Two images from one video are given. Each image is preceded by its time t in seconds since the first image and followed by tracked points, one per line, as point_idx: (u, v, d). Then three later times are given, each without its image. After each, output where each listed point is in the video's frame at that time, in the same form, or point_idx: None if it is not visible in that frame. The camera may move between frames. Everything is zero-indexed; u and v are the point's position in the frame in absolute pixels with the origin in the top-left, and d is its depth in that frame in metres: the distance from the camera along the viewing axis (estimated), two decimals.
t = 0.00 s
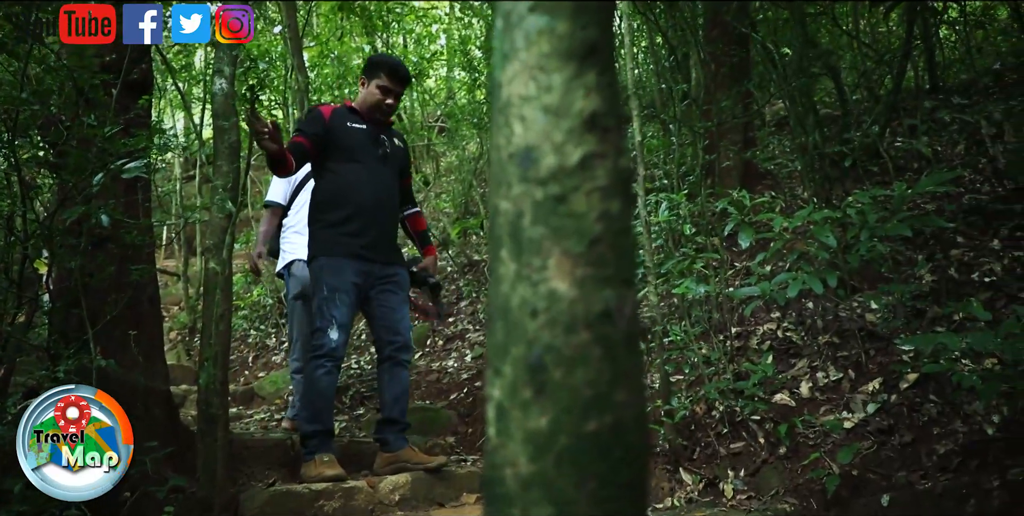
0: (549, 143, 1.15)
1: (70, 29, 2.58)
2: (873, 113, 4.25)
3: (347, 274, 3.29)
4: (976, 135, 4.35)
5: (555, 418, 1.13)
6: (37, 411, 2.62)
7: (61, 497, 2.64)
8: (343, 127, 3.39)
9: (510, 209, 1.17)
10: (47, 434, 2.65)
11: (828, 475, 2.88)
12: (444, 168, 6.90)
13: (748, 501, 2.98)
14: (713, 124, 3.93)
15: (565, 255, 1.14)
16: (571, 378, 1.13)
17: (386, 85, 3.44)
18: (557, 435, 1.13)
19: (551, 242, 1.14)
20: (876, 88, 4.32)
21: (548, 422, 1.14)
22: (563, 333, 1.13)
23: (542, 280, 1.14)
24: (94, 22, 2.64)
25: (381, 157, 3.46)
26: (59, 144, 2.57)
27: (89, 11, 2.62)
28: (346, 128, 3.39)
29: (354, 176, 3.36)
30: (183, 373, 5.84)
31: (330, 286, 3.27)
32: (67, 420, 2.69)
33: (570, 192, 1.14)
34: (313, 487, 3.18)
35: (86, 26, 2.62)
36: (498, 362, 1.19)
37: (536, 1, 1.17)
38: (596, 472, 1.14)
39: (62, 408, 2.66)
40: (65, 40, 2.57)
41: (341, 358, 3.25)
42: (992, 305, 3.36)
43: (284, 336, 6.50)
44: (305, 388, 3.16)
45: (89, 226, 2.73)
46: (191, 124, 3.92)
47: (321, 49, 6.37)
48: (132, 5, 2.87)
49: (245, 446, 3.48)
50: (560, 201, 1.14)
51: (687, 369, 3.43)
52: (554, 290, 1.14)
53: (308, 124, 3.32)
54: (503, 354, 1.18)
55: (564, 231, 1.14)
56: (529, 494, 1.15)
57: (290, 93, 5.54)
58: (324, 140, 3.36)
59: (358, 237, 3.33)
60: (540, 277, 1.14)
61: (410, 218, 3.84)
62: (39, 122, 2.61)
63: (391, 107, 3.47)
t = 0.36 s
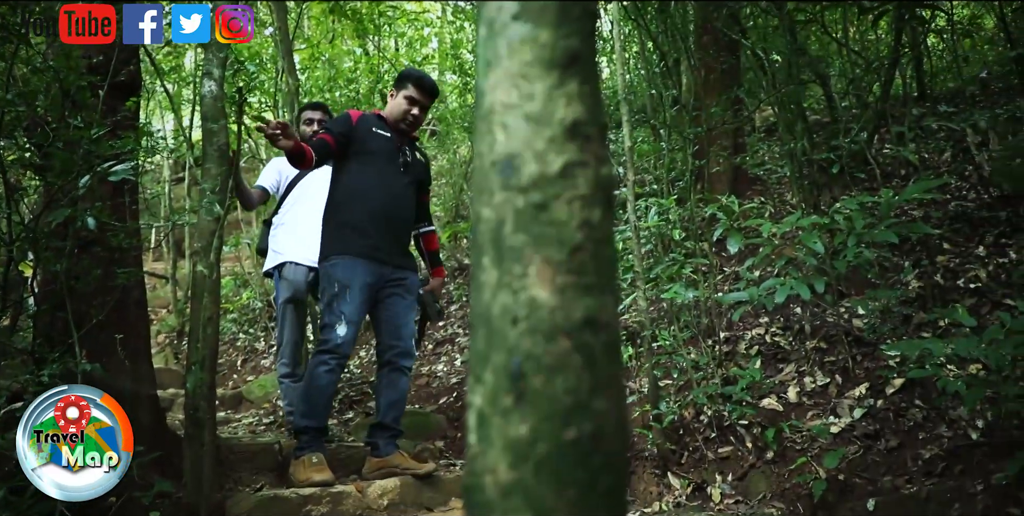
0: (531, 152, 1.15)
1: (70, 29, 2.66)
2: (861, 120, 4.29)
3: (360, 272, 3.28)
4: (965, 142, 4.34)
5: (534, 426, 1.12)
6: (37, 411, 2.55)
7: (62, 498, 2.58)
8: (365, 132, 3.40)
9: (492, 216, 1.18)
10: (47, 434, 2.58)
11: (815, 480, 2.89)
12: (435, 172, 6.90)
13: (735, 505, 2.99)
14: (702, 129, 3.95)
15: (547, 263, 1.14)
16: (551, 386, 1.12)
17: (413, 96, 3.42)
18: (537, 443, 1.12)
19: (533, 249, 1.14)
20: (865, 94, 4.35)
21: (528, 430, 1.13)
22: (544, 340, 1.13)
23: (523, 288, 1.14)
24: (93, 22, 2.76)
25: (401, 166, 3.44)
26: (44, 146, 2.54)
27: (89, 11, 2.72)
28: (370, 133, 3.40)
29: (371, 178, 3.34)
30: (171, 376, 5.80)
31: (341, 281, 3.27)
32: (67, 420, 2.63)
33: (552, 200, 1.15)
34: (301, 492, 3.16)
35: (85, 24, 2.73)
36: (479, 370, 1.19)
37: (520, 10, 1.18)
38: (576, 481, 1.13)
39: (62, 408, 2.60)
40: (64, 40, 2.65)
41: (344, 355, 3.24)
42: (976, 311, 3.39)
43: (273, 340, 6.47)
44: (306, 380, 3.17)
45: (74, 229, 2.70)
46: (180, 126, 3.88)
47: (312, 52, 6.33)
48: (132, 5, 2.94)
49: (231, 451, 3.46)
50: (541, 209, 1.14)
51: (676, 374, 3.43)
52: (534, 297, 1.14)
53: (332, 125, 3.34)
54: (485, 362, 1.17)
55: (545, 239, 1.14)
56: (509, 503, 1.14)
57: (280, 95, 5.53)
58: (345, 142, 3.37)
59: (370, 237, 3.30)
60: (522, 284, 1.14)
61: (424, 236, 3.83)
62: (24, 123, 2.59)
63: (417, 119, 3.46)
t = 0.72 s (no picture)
0: (516, 166, 1.15)
1: (71, 29, 2.73)
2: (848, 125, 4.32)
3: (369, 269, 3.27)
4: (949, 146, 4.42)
5: (520, 441, 1.13)
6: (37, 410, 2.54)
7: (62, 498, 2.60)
8: (371, 137, 3.38)
9: (477, 231, 1.18)
10: (48, 434, 2.57)
11: (803, 484, 2.90)
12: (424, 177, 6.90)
13: (724, 510, 2.99)
14: (690, 135, 3.96)
15: (532, 278, 1.14)
16: (537, 401, 1.12)
17: (423, 105, 3.43)
18: (522, 458, 1.13)
19: (518, 264, 1.14)
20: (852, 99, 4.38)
21: (514, 445, 1.13)
22: (529, 355, 1.13)
23: (509, 302, 1.14)
24: (94, 21, 2.77)
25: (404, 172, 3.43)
26: (28, 153, 2.52)
27: (90, 10, 2.73)
28: (375, 137, 3.38)
29: (375, 182, 3.32)
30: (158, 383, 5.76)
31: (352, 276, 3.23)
32: (67, 420, 2.62)
33: (537, 215, 1.15)
34: (289, 501, 3.15)
35: (87, 25, 2.75)
36: (466, 385, 1.19)
37: (505, 23, 1.18)
38: (562, 495, 1.13)
39: (62, 408, 2.59)
40: (65, 39, 2.72)
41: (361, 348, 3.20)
42: (961, 315, 3.42)
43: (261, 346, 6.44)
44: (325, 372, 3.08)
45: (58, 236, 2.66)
46: (167, 132, 3.85)
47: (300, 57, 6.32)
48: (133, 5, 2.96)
49: (219, 459, 3.44)
50: (526, 224, 1.14)
51: (665, 379, 3.44)
52: (519, 312, 1.14)
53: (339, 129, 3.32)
54: (471, 377, 1.17)
55: (530, 254, 1.14)
56: None
57: (268, 100, 5.51)
58: (350, 145, 3.35)
59: (374, 240, 3.28)
60: (507, 299, 1.14)
61: (425, 239, 3.80)
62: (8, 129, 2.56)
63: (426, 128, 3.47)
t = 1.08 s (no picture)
0: (507, 178, 1.16)
1: (72, 30, 2.86)
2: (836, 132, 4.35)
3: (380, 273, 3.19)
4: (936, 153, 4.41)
5: (510, 452, 1.13)
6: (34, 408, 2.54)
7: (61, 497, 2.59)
8: (367, 138, 3.23)
9: (468, 242, 1.18)
10: (47, 434, 2.57)
11: (790, 489, 2.91)
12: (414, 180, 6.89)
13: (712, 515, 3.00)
14: (680, 140, 3.97)
15: (523, 289, 1.14)
16: (528, 411, 1.13)
17: (412, 103, 3.30)
18: (512, 468, 1.13)
19: (509, 275, 1.15)
20: (839, 106, 4.41)
21: (504, 455, 1.13)
22: (521, 366, 1.13)
23: (500, 314, 1.14)
24: (95, 21, 2.86)
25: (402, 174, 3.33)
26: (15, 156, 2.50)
27: (90, 11, 2.84)
28: (373, 139, 3.23)
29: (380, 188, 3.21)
30: (144, 386, 5.72)
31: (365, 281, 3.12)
32: (67, 420, 2.63)
33: (528, 227, 1.15)
34: (276, 505, 3.14)
35: (87, 25, 2.87)
36: (457, 397, 1.19)
37: (497, 34, 1.18)
38: (552, 505, 1.14)
39: (62, 408, 2.61)
40: (66, 38, 2.86)
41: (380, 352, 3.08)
42: (947, 321, 3.44)
43: (250, 349, 6.41)
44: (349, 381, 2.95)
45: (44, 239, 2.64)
46: (155, 133, 3.83)
47: (290, 59, 6.30)
48: None
49: (206, 463, 3.42)
50: (517, 236, 1.15)
51: (653, 384, 3.45)
52: (511, 323, 1.14)
53: (336, 132, 3.14)
54: (462, 387, 1.18)
55: (521, 265, 1.14)
56: None
57: (258, 102, 5.48)
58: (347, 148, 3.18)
59: (381, 244, 3.21)
60: (498, 311, 1.14)
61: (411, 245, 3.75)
62: None
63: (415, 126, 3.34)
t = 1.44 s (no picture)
0: (504, 192, 1.16)
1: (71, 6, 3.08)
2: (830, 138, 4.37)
3: (384, 313, 2.82)
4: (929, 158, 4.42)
5: (506, 462, 1.14)
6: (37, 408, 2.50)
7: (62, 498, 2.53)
8: (358, 165, 2.95)
9: (466, 254, 1.19)
10: (48, 434, 2.51)
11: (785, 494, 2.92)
12: (409, 183, 6.89)
13: None
14: (675, 145, 3.98)
15: (520, 301, 1.15)
16: (524, 422, 1.14)
17: (397, 121, 3.06)
18: (508, 478, 1.13)
19: (505, 288, 1.15)
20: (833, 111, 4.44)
21: (500, 465, 1.14)
22: (517, 377, 1.14)
23: (497, 326, 1.15)
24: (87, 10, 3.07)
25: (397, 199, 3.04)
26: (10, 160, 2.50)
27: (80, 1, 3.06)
28: (366, 166, 2.96)
29: (378, 218, 2.92)
30: (138, 390, 5.70)
31: (366, 323, 2.76)
32: (66, 420, 2.54)
33: (524, 240, 1.16)
34: (271, 509, 3.13)
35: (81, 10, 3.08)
36: (453, 407, 1.19)
37: (494, 48, 1.19)
38: (548, 514, 1.14)
39: (62, 408, 2.52)
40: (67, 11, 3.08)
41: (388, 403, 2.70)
42: (940, 326, 3.45)
43: (244, 353, 6.40)
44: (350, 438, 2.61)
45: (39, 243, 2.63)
46: (150, 137, 3.83)
47: (286, 63, 6.30)
48: None
49: (201, 467, 3.41)
50: (514, 249, 1.16)
51: (648, 388, 3.47)
52: (507, 335, 1.15)
53: (327, 161, 2.84)
54: (459, 398, 1.18)
55: (518, 278, 1.15)
56: None
57: (254, 106, 5.49)
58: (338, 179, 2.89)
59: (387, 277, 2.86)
60: (495, 322, 1.15)
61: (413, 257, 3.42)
62: None
63: (402, 146, 3.09)
